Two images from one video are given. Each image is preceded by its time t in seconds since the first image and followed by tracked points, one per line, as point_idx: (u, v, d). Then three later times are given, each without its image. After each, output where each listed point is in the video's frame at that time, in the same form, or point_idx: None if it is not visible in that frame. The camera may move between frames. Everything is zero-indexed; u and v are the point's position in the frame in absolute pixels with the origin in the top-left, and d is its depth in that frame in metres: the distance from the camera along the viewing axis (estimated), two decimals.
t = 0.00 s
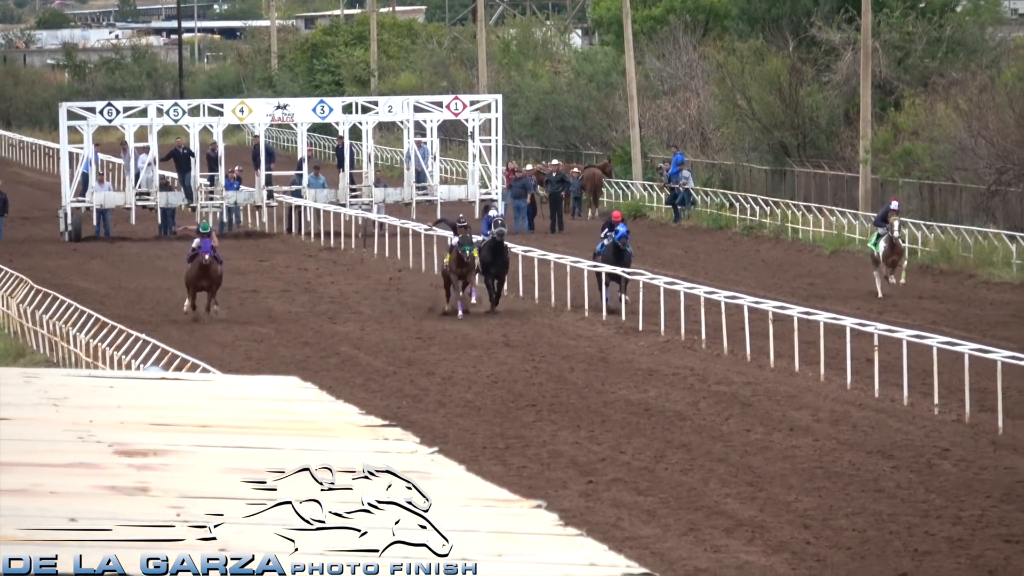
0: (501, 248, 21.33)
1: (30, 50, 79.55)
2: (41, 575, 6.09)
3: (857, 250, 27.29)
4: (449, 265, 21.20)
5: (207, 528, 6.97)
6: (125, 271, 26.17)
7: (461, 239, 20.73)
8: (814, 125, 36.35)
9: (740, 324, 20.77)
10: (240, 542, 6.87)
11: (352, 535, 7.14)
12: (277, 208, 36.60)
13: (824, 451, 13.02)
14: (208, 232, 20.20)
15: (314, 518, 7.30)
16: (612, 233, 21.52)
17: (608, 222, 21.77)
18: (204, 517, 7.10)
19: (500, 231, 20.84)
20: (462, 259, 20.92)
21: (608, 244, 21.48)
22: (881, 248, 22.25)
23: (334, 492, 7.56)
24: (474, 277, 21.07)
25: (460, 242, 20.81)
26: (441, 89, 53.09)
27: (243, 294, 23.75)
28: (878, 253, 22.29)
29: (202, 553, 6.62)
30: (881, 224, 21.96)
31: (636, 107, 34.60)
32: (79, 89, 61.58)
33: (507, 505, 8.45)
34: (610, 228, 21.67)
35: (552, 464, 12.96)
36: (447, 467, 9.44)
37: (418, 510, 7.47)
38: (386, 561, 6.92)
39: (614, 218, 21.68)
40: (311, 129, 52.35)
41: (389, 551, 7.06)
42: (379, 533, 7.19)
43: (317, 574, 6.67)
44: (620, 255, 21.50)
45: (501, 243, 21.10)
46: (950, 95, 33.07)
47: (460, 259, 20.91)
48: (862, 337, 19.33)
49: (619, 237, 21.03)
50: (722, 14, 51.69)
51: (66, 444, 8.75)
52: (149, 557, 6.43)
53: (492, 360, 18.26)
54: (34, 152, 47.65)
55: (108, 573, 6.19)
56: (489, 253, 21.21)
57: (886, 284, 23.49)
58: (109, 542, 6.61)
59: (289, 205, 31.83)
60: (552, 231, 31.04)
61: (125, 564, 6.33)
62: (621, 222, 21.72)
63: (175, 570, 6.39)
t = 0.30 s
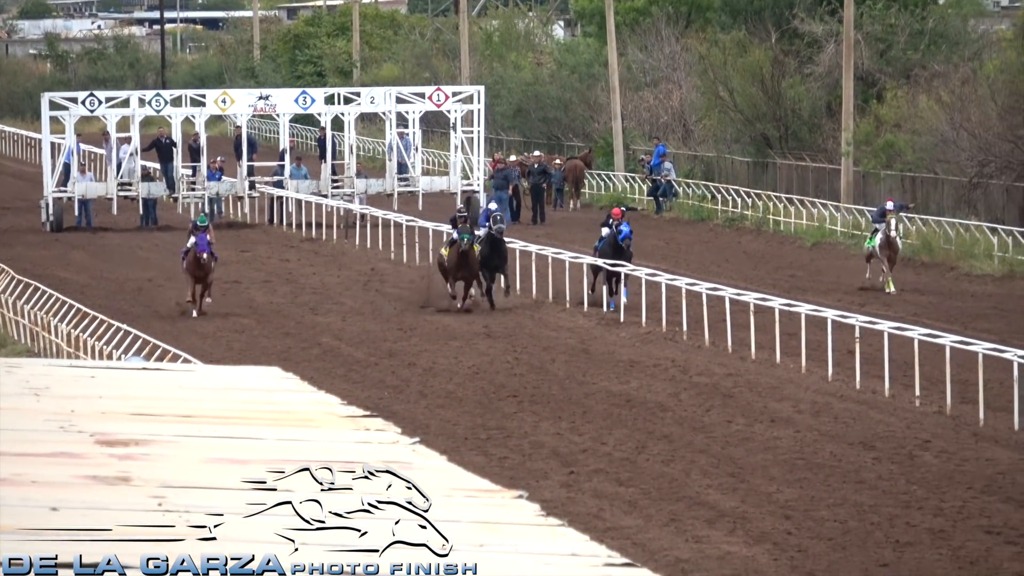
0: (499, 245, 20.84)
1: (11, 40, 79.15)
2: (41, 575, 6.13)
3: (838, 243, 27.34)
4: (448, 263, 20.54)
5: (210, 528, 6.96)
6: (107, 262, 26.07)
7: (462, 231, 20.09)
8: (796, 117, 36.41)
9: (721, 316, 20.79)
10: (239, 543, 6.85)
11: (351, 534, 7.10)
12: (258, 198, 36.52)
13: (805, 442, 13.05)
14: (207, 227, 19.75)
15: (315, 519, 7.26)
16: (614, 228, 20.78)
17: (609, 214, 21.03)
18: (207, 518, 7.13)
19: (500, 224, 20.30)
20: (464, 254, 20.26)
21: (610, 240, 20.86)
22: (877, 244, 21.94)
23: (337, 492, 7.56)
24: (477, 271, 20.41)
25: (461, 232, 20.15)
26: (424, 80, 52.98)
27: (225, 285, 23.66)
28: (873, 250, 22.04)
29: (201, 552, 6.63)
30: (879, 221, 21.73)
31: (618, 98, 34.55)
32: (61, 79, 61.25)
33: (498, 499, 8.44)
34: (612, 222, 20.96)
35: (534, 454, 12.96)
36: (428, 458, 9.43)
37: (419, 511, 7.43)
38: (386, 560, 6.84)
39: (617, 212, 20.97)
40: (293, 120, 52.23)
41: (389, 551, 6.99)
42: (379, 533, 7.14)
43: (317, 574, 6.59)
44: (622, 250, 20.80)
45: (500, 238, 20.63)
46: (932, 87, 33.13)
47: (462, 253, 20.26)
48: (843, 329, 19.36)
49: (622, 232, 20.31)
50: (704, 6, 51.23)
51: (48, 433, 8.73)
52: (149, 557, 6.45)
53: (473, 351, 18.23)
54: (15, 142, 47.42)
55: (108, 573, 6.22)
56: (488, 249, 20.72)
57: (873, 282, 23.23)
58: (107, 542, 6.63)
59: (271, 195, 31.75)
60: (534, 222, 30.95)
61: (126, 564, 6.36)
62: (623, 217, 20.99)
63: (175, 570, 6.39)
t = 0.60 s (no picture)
0: (501, 239, 20.27)
1: None
2: None
3: (818, 233, 27.34)
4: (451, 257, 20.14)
5: (210, 529, 6.86)
6: (86, 250, 25.92)
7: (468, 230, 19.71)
8: (776, 106, 36.30)
9: (702, 305, 20.76)
10: (237, 543, 6.74)
11: (352, 535, 7.01)
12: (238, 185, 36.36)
13: (785, 432, 13.02)
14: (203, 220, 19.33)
15: (314, 519, 7.14)
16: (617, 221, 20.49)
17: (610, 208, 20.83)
18: (208, 518, 7.02)
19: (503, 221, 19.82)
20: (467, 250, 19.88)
21: (612, 233, 20.62)
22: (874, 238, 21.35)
23: (336, 492, 7.43)
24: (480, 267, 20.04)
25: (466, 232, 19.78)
26: (404, 69, 52.84)
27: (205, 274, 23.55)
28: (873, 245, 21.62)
29: (201, 553, 6.51)
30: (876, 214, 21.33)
31: (599, 87, 34.45)
32: (41, 68, 60.92)
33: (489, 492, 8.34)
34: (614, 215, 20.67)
35: (513, 444, 12.90)
36: (411, 446, 9.34)
37: (420, 510, 7.27)
38: (386, 561, 6.78)
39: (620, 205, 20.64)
40: (273, 109, 52.00)
41: (388, 551, 6.90)
42: (379, 533, 7.05)
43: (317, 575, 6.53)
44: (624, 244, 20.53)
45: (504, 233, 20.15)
46: (913, 77, 33.11)
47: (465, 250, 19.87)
48: (823, 318, 19.35)
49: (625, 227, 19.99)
50: None
51: (27, 422, 8.68)
52: (149, 557, 6.33)
53: (453, 340, 18.16)
54: None
55: (108, 573, 6.12)
56: (490, 244, 20.19)
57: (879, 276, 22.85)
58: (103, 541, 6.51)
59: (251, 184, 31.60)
60: (515, 213, 31.14)
61: (126, 564, 6.25)
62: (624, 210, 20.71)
63: (176, 571, 6.29)
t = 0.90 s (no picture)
0: (503, 234, 19.93)
1: None
2: None
3: (802, 222, 27.31)
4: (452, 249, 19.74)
5: (209, 528, 6.73)
6: (68, 242, 25.80)
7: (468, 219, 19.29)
8: (758, 95, 36.39)
9: (685, 295, 20.74)
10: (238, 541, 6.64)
11: (352, 535, 6.86)
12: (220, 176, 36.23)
13: (769, 422, 13.00)
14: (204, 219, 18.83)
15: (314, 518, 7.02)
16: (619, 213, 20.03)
17: (615, 200, 20.37)
18: (207, 518, 6.88)
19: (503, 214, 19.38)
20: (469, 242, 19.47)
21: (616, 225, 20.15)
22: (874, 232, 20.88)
23: (336, 493, 7.28)
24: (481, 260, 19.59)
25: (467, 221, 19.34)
26: (386, 59, 52.74)
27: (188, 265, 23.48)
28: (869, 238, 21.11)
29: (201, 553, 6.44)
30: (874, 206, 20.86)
31: (581, 77, 34.38)
32: (22, 60, 60.63)
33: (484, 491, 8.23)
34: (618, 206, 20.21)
35: (497, 434, 12.86)
36: (396, 440, 9.25)
37: (419, 511, 7.17)
38: (386, 561, 6.65)
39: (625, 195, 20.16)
40: (256, 101, 51.84)
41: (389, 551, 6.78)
42: (379, 533, 6.94)
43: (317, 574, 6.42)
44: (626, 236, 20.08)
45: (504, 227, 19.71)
46: (895, 65, 33.13)
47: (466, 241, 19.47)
48: (806, 307, 19.35)
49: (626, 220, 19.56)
50: None
51: (10, 414, 8.64)
52: (149, 557, 6.28)
53: (437, 331, 18.12)
54: None
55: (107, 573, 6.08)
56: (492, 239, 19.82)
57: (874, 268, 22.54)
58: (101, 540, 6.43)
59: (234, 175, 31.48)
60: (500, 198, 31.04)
61: (126, 562, 6.22)
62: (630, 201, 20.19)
63: (175, 570, 6.24)
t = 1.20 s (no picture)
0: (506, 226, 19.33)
1: None
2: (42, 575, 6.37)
3: (779, 212, 27.31)
4: (455, 245, 19.33)
5: (212, 528, 6.97)
6: (46, 230, 25.66)
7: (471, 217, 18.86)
8: (737, 85, 36.41)
9: (664, 284, 20.73)
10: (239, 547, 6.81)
11: (351, 535, 7.09)
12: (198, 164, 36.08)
13: (746, 411, 13.00)
14: (197, 204, 18.51)
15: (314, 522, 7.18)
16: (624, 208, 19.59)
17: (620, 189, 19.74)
18: (211, 517, 7.11)
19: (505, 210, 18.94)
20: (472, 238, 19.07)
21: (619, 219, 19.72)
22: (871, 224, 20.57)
23: (338, 492, 7.43)
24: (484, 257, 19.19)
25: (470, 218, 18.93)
26: (364, 47, 52.60)
27: (166, 253, 23.38)
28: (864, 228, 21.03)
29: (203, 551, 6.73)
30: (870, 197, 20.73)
31: (559, 65, 34.33)
32: None
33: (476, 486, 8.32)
34: (622, 200, 19.77)
35: (474, 423, 12.83)
36: (379, 431, 9.26)
37: (419, 511, 7.30)
38: (386, 562, 6.85)
39: (628, 189, 19.71)
40: (234, 89, 51.55)
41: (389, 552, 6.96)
42: (378, 534, 7.11)
43: None
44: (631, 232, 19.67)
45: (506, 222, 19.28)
46: (873, 55, 33.17)
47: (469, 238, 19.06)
48: (784, 297, 19.36)
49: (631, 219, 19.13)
50: None
51: None
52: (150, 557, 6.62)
53: (414, 319, 18.07)
54: None
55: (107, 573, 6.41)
56: (493, 234, 19.24)
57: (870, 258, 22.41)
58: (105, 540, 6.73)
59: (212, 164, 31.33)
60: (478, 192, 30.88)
61: (128, 563, 6.54)
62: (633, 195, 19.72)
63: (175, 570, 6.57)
